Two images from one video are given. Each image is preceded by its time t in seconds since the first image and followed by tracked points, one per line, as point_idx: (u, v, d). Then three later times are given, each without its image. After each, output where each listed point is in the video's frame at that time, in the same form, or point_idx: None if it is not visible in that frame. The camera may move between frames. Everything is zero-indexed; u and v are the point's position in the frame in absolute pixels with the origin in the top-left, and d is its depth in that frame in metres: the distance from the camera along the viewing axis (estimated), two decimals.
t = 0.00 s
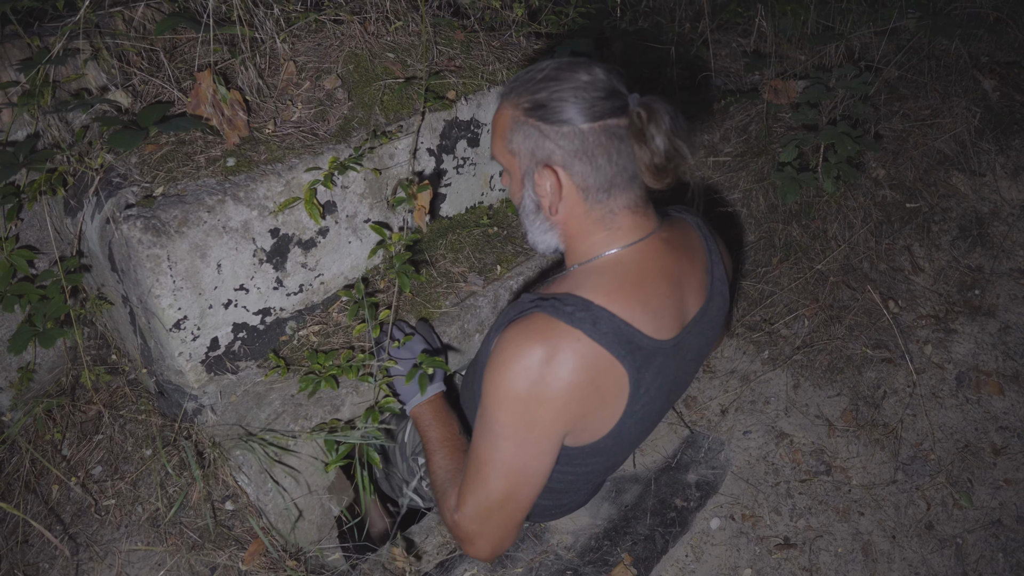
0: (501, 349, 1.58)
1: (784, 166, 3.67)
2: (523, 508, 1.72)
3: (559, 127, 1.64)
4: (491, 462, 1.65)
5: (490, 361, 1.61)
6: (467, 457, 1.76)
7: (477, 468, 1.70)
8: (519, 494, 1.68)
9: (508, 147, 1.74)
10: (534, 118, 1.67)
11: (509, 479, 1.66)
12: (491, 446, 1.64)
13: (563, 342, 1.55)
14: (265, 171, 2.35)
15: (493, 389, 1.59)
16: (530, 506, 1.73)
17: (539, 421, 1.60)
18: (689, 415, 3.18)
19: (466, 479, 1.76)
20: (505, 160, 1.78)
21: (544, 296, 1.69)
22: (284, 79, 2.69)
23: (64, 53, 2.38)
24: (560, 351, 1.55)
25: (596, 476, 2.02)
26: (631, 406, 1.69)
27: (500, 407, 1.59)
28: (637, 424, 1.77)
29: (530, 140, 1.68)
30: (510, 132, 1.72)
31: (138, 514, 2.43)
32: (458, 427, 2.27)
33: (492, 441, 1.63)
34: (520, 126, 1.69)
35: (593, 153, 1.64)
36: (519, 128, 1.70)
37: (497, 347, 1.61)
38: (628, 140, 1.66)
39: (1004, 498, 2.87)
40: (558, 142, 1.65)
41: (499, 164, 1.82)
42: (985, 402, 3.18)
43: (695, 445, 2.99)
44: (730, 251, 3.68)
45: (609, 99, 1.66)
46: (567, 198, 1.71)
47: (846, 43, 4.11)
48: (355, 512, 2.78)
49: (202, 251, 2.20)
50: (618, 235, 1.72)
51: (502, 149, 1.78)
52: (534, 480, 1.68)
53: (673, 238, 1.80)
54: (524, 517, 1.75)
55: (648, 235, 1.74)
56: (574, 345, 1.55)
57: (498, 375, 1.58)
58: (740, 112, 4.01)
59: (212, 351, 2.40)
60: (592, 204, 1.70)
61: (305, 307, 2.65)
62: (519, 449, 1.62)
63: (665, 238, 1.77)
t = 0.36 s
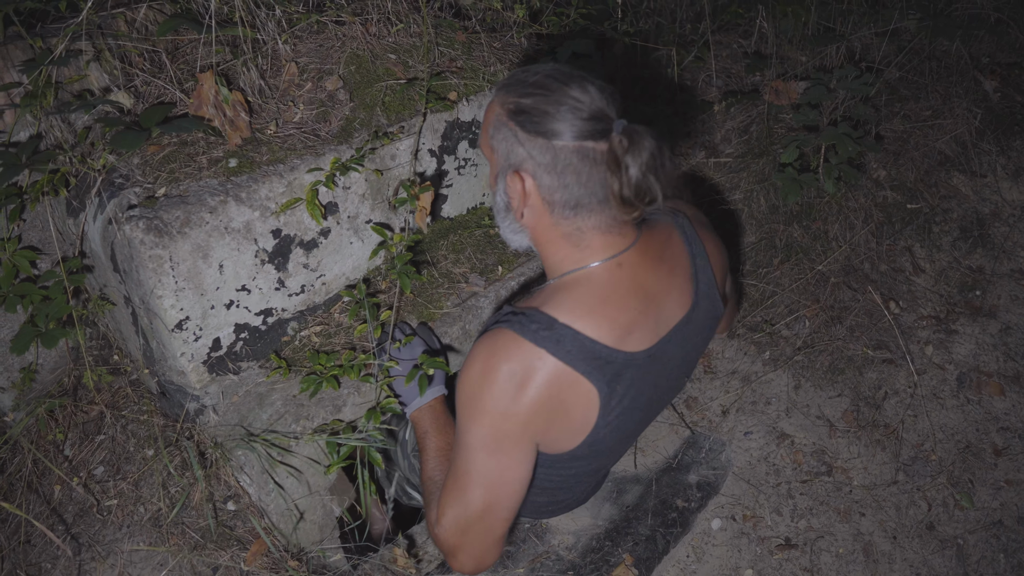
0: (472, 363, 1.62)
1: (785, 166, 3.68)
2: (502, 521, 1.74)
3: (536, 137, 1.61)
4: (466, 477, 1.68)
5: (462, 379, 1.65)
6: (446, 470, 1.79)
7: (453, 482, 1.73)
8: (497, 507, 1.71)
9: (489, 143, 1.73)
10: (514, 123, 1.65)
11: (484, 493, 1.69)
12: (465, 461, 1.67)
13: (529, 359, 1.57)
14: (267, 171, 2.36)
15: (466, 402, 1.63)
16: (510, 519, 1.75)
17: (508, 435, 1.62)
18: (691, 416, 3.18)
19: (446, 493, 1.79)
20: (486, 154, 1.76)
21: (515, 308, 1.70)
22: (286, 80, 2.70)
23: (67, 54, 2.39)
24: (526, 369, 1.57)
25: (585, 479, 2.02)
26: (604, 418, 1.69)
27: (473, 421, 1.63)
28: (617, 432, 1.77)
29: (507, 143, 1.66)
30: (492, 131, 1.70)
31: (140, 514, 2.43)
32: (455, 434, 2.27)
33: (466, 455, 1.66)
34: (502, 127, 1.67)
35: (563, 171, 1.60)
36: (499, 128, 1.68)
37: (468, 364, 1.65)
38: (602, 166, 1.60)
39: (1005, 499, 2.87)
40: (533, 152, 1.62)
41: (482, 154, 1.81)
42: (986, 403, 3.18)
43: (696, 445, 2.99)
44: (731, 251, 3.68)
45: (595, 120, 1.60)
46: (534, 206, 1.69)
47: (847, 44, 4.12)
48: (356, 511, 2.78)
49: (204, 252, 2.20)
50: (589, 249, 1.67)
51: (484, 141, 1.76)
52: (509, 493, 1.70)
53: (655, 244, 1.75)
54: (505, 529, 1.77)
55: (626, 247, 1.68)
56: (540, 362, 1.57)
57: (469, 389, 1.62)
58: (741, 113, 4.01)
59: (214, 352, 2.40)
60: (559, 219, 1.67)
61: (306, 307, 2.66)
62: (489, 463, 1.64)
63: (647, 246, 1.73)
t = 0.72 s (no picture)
0: (468, 369, 1.64)
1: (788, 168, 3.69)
2: (504, 523, 1.75)
3: (528, 142, 1.60)
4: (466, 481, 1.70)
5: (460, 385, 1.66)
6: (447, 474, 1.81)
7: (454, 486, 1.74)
8: (498, 510, 1.72)
9: (490, 144, 1.72)
10: (509, 127, 1.63)
11: (485, 496, 1.70)
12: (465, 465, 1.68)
13: (525, 363, 1.57)
14: (272, 172, 2.36)
15: (463, 409, 1.65)
16: (511, 522, 1.77)
17: (505, 441, 1.63)
18: (694, 417, 3.19)
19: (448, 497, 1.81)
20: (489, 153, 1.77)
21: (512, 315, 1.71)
22: (291, 82, 2.70)
23: (73, 55, 2.39)
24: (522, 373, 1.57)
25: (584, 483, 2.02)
26: (599, 426, 1.69)
27: (471, 426, 1.64)
28: (611, 441, 1.77)
29: (504, 145, 1.66)
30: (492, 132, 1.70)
31: (144, 515, 2.43)
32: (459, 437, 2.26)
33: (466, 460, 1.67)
34: (501, 129, 1.66)
35: (553, 176, 1.59)
36: (497, 130, 1.68)
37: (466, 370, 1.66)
38: (592, 174, 1.57)
39: (1009, 501, 2.86)
40: (526, 157, 1.61)
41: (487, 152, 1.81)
42: (990, 405, 3.18)
43: (699, 446, 2.99)
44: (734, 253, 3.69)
45: (589, 125, 1.56)
46: (528, 208, 1.69)
47: (850, 46, 4.12)
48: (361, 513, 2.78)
49: (209, 252, 2.21)
50: (586, 256, 1.67)
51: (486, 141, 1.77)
52: (508, 497, 1.71)
53: (654, 251, 1.75)
54: (507, 531, 1.78)
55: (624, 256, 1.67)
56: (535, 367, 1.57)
57: (467, 395, 1.64)
58: (744, 115, 4.01)
59: (219, 352, 2.41)
60: (551, 223, 1.66)
61: (311, 308, 2.66)
62: (487, 467, 1.66)
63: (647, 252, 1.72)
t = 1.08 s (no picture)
0: (494, 355, 1.61)
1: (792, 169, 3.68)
2: (532, 506, 1.76)
3: (601, 126, 1.61)
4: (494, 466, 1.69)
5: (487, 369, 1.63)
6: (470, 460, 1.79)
7: (480, 472, 1.74)
8: (527, 494, 1.73)
9: (537, 142, 1.66)
10: (575, 118, 1.62)
11: (514, 480, 1.70)
12: (494, 449, 1.67)
13: (558, 344, 1.57)
14: (274, 171, 2.35)
15: (490, 395, 1.62)
16: (538, 506, 1.77)
17: (536, 424, 1.62)
18: (697, 418, 3.19)
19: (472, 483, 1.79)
20: (528, 152, 1.69)
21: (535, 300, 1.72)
22: (293, 81, 2.69)
23: (75, 54, 2.39)
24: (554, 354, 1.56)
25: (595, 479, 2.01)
26: (625, 411, 1.69)
27: (500, 411, 1.62)
28: (631, 431, 1.77)
29: (570, 136, 1.62)
30: (544, 124, 1.64)
31: (146, 515, 2.43)
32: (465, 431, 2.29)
33: (495, 444, 1.66)
34: (559, 121, 1.63)
35: (630, 159, 1.64)
36: (556, 123, 1.63)
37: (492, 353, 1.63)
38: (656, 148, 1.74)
39: (1013, 502, 2.84)
40: (600, 146, 1.62)
41: (518, 155, 1.71)
42: (994, 407, 3.17)
43: (702, 447, 2.97)
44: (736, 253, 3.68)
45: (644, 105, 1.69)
46: (597, 200, 1.68)
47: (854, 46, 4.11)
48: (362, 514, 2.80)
49: (211, 252, 2.20)
50: (613, 238, 1.74)
51: (528, 139, 1.67)
52: (536, 480, 1.71)
53: (669, 242, 1.81)
54: (535, 514, 1.80)
55: (648, 238, 1.76)
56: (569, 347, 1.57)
57: (495, 378, 1.61)
58: (748, 114, 4.04)
59: (221, 352, 2.40)
60: (617, 207, 1.70)
61: (313, 308, 2.65)
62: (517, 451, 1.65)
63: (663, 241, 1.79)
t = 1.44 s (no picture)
0: (539, 343, 1.66)
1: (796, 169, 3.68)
2: (564, 496, 1.79)
3: (660, 115, 1.81)
4: (535, 453, 1.72)
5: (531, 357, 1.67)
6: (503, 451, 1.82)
7: (517, 461, 1.77)
8: (562, 484, 1.76)
9: (614, 136, 1.79)
10: (651, 112, 1.80)
11: (552, 469, 1.74)
12: (535, 437, 1.71)
13: (606, 328, 1.65)
14: (278, 171, 2.35)
15: (534, 382, 1.67)
16: (569, 496, 1.81)
17: (579, 412, 1.67)
18: (701, 418, 3.17)
19: (506, 474, 1.82)
20: (604, 148, 1.80)
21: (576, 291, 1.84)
22: (297, 80, 2.69)
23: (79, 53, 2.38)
24: (602, 339, 1.64)
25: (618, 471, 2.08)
26: (664, 396, 1.78)
27: (545, 398, 1.66)
28: (666, 417, 1.87)
29: (643, 130, 1.80)
30: (618, 119, 1.79)
31: (150, 514, 2.42)
32: (475, 426, 2.28)
33: (537, 432, 1.70)
34: (632, 117, 1.79)
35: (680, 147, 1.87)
36: (632, 120, 1.79)
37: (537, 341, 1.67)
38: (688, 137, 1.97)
39: (1018, 504, 2.83)
40: (669, 139, 1.83)
41: (590, 152, 1.80)
42: (998, 408, 3.16)
43: (706, 447, 2.96)
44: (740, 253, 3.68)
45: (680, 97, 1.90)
46: (663, 189, 1.88)
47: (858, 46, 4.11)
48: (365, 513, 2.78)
49: (216, 251, 2.20)
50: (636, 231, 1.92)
51: (604, 136, 1.79)
52: (570, 470, 1.75)
53: (688, 236, 1.97)
54: (563, 505, 1.83)
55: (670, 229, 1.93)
56: (616, 331, 1.66)
57: (541, 366, 1.66)
58: (751, 115, 4.04)
59: (225, 351, 2.39)
60: (670, 196, 1.92)
61: (317, 307, 2.64)
62: (559, 439, 1.69)
63: (685, 237, 1.94)
